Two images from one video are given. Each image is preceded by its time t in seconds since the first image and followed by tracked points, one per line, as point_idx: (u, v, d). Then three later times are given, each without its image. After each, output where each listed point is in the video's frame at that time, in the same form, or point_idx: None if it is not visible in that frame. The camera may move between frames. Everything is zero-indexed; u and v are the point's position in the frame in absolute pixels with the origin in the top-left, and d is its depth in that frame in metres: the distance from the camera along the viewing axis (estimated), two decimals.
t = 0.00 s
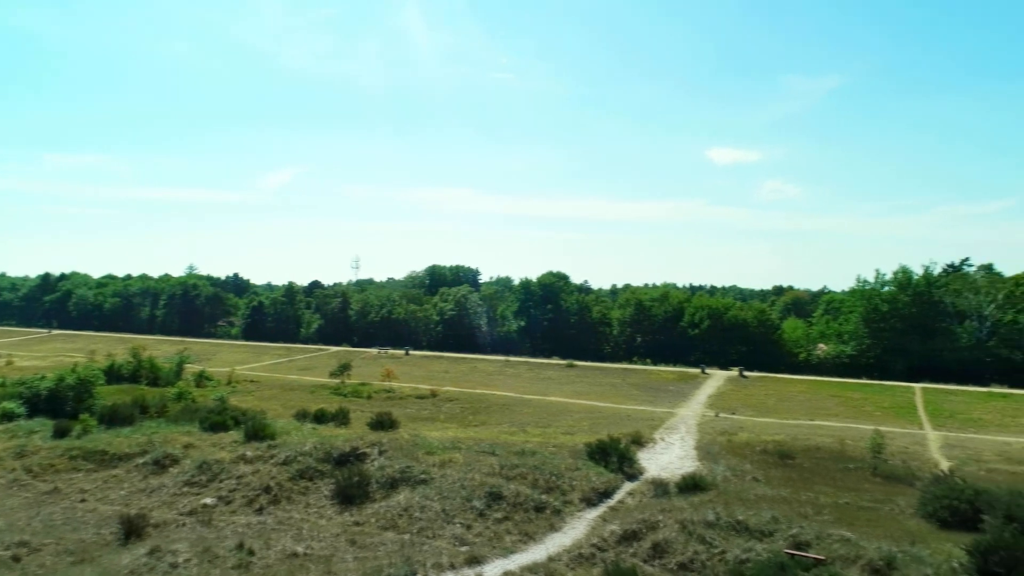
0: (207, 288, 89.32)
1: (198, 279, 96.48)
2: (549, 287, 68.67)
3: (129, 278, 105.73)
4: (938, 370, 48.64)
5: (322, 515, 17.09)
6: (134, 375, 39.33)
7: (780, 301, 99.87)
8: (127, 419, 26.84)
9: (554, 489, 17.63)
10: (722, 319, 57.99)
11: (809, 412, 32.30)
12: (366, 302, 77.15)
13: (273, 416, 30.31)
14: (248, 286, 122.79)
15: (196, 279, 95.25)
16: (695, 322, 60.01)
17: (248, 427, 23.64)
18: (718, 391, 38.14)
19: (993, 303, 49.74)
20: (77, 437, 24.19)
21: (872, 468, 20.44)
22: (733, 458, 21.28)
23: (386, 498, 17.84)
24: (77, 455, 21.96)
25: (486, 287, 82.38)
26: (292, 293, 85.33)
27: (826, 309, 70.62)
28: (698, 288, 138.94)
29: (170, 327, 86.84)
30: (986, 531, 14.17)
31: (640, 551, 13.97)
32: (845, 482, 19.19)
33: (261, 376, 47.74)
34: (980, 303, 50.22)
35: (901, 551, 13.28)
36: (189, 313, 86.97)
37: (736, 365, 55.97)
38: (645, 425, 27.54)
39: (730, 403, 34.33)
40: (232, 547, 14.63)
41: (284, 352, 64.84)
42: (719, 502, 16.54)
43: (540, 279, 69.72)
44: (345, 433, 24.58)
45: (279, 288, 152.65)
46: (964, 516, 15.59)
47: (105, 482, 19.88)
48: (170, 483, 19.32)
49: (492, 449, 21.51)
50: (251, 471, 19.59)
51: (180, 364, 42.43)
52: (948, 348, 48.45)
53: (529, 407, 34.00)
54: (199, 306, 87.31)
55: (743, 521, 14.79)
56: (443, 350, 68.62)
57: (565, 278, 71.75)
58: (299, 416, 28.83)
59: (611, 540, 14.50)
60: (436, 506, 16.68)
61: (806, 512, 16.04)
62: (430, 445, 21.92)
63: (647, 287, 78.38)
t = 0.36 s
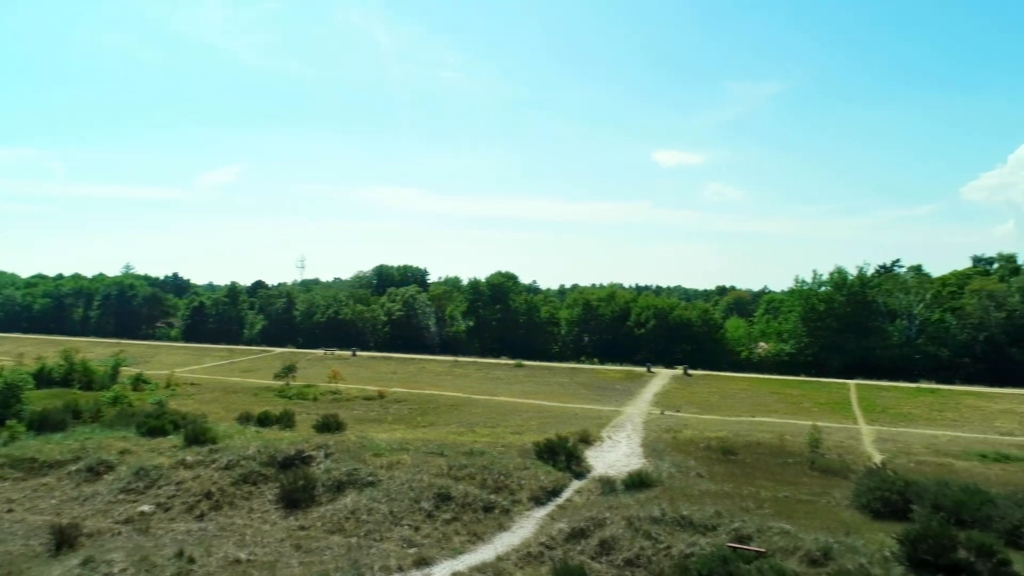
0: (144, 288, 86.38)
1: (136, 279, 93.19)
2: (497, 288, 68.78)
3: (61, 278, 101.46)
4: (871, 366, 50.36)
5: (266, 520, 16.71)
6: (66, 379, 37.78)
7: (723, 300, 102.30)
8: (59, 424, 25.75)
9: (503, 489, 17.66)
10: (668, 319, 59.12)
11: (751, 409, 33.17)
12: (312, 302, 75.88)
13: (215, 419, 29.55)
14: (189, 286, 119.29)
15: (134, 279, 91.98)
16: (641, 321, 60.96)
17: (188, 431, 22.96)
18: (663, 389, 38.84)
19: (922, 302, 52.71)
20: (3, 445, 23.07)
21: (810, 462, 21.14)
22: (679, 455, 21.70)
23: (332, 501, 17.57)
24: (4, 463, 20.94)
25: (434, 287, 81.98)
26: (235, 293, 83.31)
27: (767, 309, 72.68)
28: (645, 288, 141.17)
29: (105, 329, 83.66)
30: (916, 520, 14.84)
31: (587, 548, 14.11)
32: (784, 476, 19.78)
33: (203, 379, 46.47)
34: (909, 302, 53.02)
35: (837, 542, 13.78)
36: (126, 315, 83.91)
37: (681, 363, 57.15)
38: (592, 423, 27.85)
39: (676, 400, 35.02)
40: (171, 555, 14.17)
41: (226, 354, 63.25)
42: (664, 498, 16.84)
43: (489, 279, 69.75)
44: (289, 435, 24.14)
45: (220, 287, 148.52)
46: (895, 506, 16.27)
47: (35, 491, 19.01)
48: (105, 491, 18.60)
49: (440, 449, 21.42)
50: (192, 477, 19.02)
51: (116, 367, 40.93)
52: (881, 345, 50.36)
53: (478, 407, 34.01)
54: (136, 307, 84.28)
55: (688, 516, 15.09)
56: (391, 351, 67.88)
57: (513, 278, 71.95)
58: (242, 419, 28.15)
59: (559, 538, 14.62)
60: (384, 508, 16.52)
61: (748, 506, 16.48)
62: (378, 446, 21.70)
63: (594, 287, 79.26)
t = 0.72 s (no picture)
0: (80, 288, 83.09)
1: (74, 279, 89.74)
2: (448, 287, 68.52)
3: None
4: (810, 364, 51.91)
5: (209, 526, 16.28)
6: None
7: (671, 301, 104.02)
8: None
9: (453, 489, 17.60)
10: (617, 318, 59.94)
11: (697, 406, 33.85)
12: (258, 302, 74.28)
13: (156, 423, 28.65)
14: (129, 287, 115.39)
15: (71, 279, 88.55)
16: (591, 321, 61.56)
17: (127, 436, 22.20)
18: (613, 388, 39.31)
19: (859, 302, 54.56)
20: None
21: (754, 458, 21.68)
22: (628, 452, 22.00)
23: (279, 505, 17.22)
24: None
25: (384, 287, 81.16)
26: (177, 293, 80.93)
27: (713, 308, 74.26)
28: (595, 289, 142.57)
29: (38, 331, 80.23)
30: (853, 511, 15.37)
31: (538, 546, 14.18)
32: (729, 471, 20.25)
33: (143, 382, 45.01)
34: (847, 302, 54.74)
35: (779, 534, 14.18)
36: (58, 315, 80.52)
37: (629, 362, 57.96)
38: (543, 422, 27.99)
39: (625, 399, 35.47)
40: (109, 564, 13.68)
41: (168, 356, 61.41)
42: (614, 496, 17.04)
43: (439, 279, 69.39)
44: (234, 439, 23.58)
45: (162, 287, 144.05)
46: (834, 498, 16.82)
47: None
48: (37, 499, 17.82)
49: (390, 451, 21.21)
50: (131, 483, 18.39)
51: (49, 371, 39.32)
52: (821, 343, 51.81)
53: (428, 408, 33.81)
54: (71, 307, 81.01)
55: (637, 513, 15.31)
56: (339, 351, 66.97)
57: (464, 278, 71.76)
58: (185, 422, 27.36)
59: (510, 537, 14.66)
60: (332, 511, 16.27)
61: (694, 501, 16.81)
62: (326, 448, 21.37)
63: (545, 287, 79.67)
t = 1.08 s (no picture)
0: (21, 288, 79.99)
1: (14, 279, 86.30)
2: (406, 287, 68.07)
3: None
4: (763, 361, 53.11)
5: (159, 532, 15.85)
6: None
7: (627, 300, 105.15)
8: None
9: (411, 490, 17.49)
10: (574, 318, 60.46)
11: (653, 404, 34.29)
12: (210, 303, 72.64)
13: (103, 427, 27.78)
14: (74, 287, 111.61)
15: (11, 279, 85.18)
16: (549, 321, 61.90)
17: (72, 441, 21.47)
18: (570, 387, 39.58)
19: (809, 301, 56.07)
20: None
21: (708, 454, 22.08)
22: (585, 451, 22.16)
23: (232, 509, 16.87)
24: None
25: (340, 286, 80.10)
26: (124, 293, 78.53)
27: (668, 307, 75.48)
28: (553, 288, 143.25)
29: None
30: (803, 505, 15.76)
31: (496, 546, 14.19)
32: (684, 468, 20.58)
33: (88, 385, 43.56)
34: (797, 301, 56.24)
35: (732, 529, 14.48)
36: None
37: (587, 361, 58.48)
38: (500, 421, 28.02)
39: (582, 398, 35.74)
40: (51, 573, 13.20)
41: (115, 358, 59.58)
42: (571, 494, 17.15)
43: (397, 278, 68.83)
44: (185, 442, 23.02)
45: (109, 287, 139.65)
46: (784, 492, 17.22)
47: None
48: None
49: (346, 452, 20.98)
50: (75, 489, 17.78)
51: None
52: (772, 342, 53.07)
53: (385, 408, 33.53)
54: (11, 309, 77.91)
55: (594, 510, 15.45)
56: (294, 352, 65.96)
57: (422, 278, 71.38)
58: (132, 426, 26.57)
59: (468, 537, 14.64)
60: (287, 515, 16.01)
61: (650, 498, 17.04)
62: (281, 451, 21.03)
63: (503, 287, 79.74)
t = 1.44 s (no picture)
0: None
1: None
2: (370, 287, 67.35)
3: None
4: (725, 361, 53.86)
5: (115, 538, 15.46)
6: None
7: (593, 300, 105.83)
8: None
9: (376, 491, 17.34)
10: (540, 318, 60.66)
11: (618, 404, 34.54)
12: (169, 303, 71.11)
13: (57, 431, 26.99)
14: (26, 287, 108.32)
15: None
16: (514, 320, 62.04)
17: (23, 445, 20.80)
18: (536, 387, 39.68)
19: (769, 301, 57.07)
20: None
21: (672, 452, 22.33)
22: (550, 450, 22.24)
23: (191, 513, 16.54)
24: None
25: (304, 286, 78.78)
26: (79, 293, 76.43)
27: (633, 306, 76.20)
28: (518, 288, 143.50)
29: None
30: (764, 500, 16.06)
31: (461, 546, 14.16)
32: (648, 466, 20.80)
33: (41, 388, 42.25)
34: (758, 301, 57.18)
35: (695, 525, 14.67)
36: None
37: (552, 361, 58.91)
38: (466, 421, 27.94)
39: (548, 397, 35.85)
40: None
41: (69, 360, 57.93)
42: (536, 493, 17.20)
43: (361, 278, 68.03)
44: (143, 445, 22.51)
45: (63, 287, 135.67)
46: (746, 489, 17.52)
47: None
48: None
49: (310, 454, 20.72)
50: (27, 495, 17.23)
51: None
52: (734, 341, 53.82)
53: (350, 409, 33.19)
54: None
55: (560, 509, 15.51)
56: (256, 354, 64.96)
57: (387, 277, 70.76)
58: (88, 430, 25.86)
59: (433, 537, 14.58)
60: (249, 518, 15.76)
61: (614, 496, 17.18)
62: (243, 453, 20.68)
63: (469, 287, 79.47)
